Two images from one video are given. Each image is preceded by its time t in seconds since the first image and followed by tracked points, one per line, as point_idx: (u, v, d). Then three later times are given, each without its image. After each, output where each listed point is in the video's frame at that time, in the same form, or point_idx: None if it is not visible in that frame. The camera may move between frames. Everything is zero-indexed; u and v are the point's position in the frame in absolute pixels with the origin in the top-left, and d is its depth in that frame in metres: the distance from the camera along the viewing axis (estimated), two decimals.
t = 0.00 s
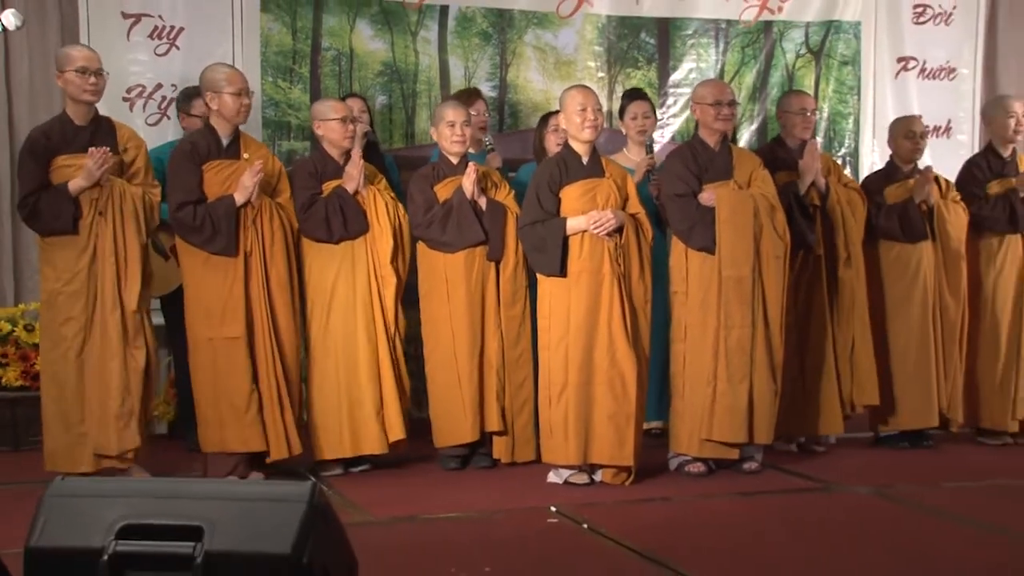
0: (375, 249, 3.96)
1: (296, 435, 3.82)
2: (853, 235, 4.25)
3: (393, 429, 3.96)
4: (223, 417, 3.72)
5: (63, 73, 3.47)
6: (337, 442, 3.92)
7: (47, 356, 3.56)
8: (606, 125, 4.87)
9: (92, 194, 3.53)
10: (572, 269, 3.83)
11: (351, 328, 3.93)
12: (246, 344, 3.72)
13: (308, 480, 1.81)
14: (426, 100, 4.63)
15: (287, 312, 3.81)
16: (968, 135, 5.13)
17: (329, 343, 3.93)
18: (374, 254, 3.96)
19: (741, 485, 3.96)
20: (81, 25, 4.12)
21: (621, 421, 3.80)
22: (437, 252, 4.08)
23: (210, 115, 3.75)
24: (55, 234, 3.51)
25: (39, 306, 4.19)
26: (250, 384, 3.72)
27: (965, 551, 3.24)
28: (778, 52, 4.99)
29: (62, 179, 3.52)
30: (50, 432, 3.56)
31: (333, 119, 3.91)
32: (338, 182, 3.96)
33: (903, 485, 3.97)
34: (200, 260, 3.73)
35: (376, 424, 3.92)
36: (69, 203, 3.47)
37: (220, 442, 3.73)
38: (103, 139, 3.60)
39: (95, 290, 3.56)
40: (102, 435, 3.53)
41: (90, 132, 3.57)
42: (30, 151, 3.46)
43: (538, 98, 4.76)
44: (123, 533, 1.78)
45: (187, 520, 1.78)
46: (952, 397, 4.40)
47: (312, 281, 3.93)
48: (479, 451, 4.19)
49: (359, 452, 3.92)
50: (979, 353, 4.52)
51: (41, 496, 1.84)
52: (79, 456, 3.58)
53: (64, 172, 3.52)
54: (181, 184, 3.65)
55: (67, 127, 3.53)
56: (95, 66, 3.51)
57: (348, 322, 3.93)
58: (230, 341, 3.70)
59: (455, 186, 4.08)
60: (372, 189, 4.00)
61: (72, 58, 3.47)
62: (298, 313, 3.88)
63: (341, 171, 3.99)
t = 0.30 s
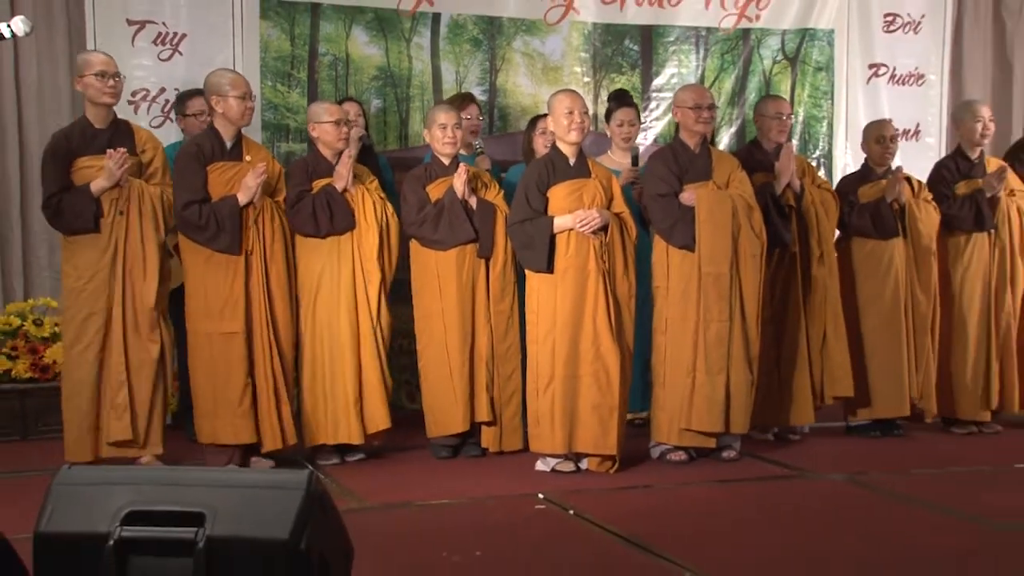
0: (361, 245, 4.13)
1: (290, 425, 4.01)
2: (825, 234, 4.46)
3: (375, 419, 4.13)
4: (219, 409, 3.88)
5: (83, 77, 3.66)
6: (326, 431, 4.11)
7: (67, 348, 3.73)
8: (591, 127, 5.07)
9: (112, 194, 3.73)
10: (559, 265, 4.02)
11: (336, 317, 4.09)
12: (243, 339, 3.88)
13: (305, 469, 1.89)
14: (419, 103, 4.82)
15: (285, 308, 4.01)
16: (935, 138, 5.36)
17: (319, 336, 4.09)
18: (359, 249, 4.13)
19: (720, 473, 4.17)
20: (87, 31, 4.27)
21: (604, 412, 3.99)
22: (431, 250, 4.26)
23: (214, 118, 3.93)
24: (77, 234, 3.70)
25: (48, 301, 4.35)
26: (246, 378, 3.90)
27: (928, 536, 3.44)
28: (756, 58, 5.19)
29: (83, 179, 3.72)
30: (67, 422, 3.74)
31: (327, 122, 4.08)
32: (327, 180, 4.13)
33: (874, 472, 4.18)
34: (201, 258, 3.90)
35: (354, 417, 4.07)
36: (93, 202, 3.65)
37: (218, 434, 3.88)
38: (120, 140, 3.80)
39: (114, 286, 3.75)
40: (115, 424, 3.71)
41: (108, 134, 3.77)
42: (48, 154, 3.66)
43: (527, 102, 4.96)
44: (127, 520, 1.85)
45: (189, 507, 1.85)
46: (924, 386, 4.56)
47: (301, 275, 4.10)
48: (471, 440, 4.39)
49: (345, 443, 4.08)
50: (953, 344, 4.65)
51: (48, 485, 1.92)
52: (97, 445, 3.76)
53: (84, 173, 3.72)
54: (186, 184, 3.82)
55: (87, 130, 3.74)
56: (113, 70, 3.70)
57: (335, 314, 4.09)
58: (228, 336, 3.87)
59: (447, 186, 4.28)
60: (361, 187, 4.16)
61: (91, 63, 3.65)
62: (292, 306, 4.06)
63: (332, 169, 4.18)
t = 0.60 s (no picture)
0: (353, 245, 4.28)
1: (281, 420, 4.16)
2: (801, 233, 4.68)
3: (356, 414, 4.25)
4: (227, 398, 4.10)
5: (107, 83, 3.94)
6: (316, 425, 4.25)
7: (101, 343, 4.04)
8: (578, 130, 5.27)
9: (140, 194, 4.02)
10: (548, 262, 4.22)
11: (329, 313, 4.26)
12: (248, 331, 4.10)
13: (303, 457, 2.02)
14: (413, 107, 5.01)
15: (283, 303, 4.19)
16: (907, 141, 5.55)
17: (312, 335, 4.25)
18: (351, 249, 4.28)
19: (701, 461, 4.37)
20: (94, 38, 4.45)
21: (592, 403, 4.19)
22: (423, 248, 4.46)
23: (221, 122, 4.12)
24: (106, 232, 3.99)
25: (57, 297, 4.52)
26: (250, 370, 4.10)
27: (895, 521, 3.65)
28: (735, 64, 5.40)
29: (110, 180, 4.02)
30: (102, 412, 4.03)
31: (321, 125, 4.25)
32: (321, 181, 4.27)
33: (847, 460, 4.38)
34: (206, 253, 4.10)
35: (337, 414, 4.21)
36: (122, 201, 3.95)
37: (226, 424, 4.09)
38: (144, 142, 4.11)
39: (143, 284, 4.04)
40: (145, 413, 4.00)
41: (132, 137, 4.07)
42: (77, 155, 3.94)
43: (516, 105, 5.15)
44: (132, 506, 1.98)
45: (192, 494, 1.98)
46: (895, 379, 4.76)
47: (296, 271, 4.27)
48: (463, 430, 4.58)
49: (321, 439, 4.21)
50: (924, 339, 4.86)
51: (57, 473, 2.06)
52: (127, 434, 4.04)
53: (111, 174, 4.01)
54: (192, 184, 4.02)
55: (112, 134, 4.03)
56: (136, 76, 3.99)
57: (328, 310, 4.26)
58: (235, 327, 4.08)
59: (438, 187, 4.47)
60: (354, 189, 4.31)
61: (115, 69, 3.93)
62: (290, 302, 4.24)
63: (326, 170, 4.32)
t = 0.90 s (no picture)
0: (357, 239, 4.45)
1: (280, 415, 4.32)
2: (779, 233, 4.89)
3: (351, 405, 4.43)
4: (228, 391, 4.32)
5: (121, 86, 4.19)
6: (318, 415, 4.46)
7: (117, 336, 4.27)
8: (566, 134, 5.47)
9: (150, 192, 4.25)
10: (536, 260, 4.42)
11: (332, 312, 4.45)
12: (246, 327, 4.30)
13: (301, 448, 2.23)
14: (407, 110, 5.20)
15: (281, 301, 4.36)
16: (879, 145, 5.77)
17: (317, 331, 4.45)
18: (353, 244, 4.46)
19: (683, 450, 4.58)
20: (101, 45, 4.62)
21: (578, 396, 4.40)
22: (416, 246, 4.64)
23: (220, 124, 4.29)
24: (120, 230, 4.23)
25: (64, 293, 4.69)
26: (247, 367, 4.31)
27: (864, 509, 3.85)
28: (716, 71, 5.61)
29: (123, 179, 4.26)
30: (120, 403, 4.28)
31: (320, 125, 4.43)
32: (321, 181, 4.46)
33: (823, 450, 4.59)
34: (206, 250, 4.31)
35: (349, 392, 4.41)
36: (133, 200, 4.18)
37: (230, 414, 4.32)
38: (156, 145, 4.35)
39: (156, 280, 4.28)
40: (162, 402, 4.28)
41: (144, 139, 4.32)
42: (92, 156, 4.19)
43: (507, 109, 5.35)
44: (137, 494, 2.19)
45: (194, 482, 2.18)
46: (870, 371, 4.98)
47: (299, 267, 4.47)
48: (455, 421, 4.78)
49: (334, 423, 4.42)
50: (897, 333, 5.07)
51: (67, 461, 2.27)
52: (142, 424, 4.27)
53: (124, 174, 4.26)
54: (192, 184, 4.19)
55: (125, 136, 4.28)
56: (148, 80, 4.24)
57: (330, 306, 4.45)
58: (234, 325, 4.29)
59: (430, 188, 4.66)
60: (353, 188, 4.50)
61: (129, 74, 4.18)
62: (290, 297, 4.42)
63: (325, 169, 4.49)
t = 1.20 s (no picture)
0: (356, 238, 4.67)
1: (280, 407, 4.53)
2: (756, 232, 5.12)
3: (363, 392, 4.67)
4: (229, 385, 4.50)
5: (122, 88, 4.30)
6: (321, 406, 4.69)
7: (116, 331, 4.42)
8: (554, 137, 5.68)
9: (152, 192, 4.39)
10: (523, 258, 4.62)
11: (334, 308, 4.68)
12: (248, 322, 4.49)
13: (298, 440, 2.35)
14: (401, 114, 5.40)
15: (282, 297, 4.54)
16: (852, 149, 6.03)
17: (318, 324, 4.68)
18: (352, 244, 4.67)
19: (665, 441, 4.80)
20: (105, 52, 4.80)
21: (564, 390, 4.60)
22: (410, 245, 4.82)
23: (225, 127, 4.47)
24: (121, 228, 4.37)
25: (70, 291, 4.88)
26: (246, 360, 4.51)
27: (835, 497, 4.06)
28: (698, 77, 5.83)
29: (125, 179, 4.39)
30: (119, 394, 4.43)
31: (321, 129, 4.63)
32: (322, 183, 4.66)
33: (798, 440, 4.82)
34: (211, 248, 4.48)
35: (350, 390, 4.66)
36: (136, 199, 4.31)
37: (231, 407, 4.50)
38: (156, 147, 4.47)
39: (157, 278, 4.43)
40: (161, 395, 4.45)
41: (145, 139, 4.44)
42: (96, 155, 4.32)
43: (497, 114, 5.56)
44: (140, 483, 2.32)
45: (195, 472, 2.31)
46: (844, 364, 5.21)
47: (301, 265, 4.68)
48: (447, 414, 4.98)
49: (339, 415, 4.67)
50: (870, 328, 5.29)
51: (73, 453, 2.40)
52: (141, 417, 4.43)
53: (127, 173, 4.39)
54: (197, 184, 4.37)
55: (127, 136, 4.40)
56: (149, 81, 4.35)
57: (331, 304, 4.67)
58: (237, 320, 4.48)
59: (423, 189, 4.84)
60: (354, 190, 4.70)
61: (129, 76, 4.29)
62: (291, 293, 4.62)
63: (326, 173, 4.71)
